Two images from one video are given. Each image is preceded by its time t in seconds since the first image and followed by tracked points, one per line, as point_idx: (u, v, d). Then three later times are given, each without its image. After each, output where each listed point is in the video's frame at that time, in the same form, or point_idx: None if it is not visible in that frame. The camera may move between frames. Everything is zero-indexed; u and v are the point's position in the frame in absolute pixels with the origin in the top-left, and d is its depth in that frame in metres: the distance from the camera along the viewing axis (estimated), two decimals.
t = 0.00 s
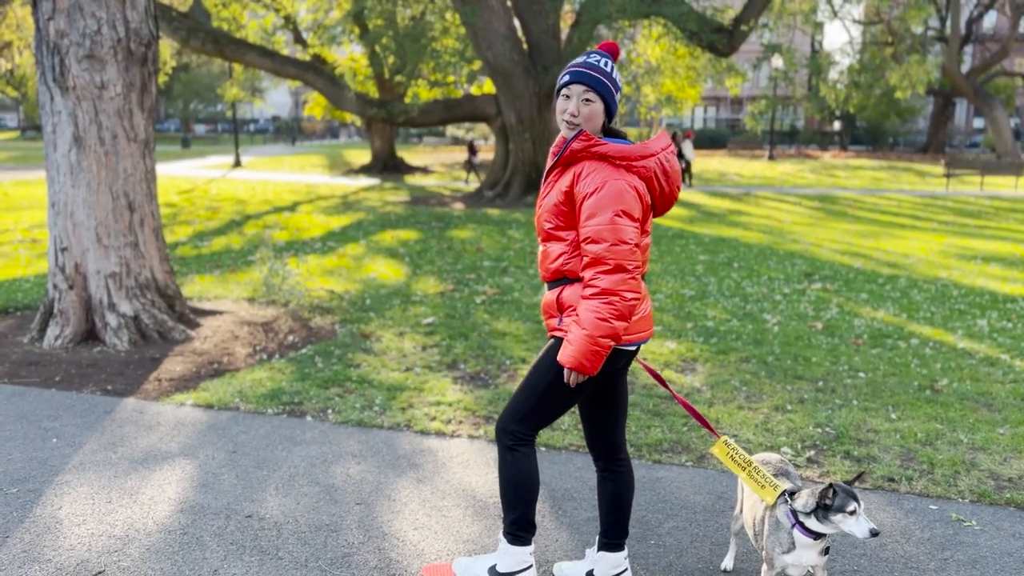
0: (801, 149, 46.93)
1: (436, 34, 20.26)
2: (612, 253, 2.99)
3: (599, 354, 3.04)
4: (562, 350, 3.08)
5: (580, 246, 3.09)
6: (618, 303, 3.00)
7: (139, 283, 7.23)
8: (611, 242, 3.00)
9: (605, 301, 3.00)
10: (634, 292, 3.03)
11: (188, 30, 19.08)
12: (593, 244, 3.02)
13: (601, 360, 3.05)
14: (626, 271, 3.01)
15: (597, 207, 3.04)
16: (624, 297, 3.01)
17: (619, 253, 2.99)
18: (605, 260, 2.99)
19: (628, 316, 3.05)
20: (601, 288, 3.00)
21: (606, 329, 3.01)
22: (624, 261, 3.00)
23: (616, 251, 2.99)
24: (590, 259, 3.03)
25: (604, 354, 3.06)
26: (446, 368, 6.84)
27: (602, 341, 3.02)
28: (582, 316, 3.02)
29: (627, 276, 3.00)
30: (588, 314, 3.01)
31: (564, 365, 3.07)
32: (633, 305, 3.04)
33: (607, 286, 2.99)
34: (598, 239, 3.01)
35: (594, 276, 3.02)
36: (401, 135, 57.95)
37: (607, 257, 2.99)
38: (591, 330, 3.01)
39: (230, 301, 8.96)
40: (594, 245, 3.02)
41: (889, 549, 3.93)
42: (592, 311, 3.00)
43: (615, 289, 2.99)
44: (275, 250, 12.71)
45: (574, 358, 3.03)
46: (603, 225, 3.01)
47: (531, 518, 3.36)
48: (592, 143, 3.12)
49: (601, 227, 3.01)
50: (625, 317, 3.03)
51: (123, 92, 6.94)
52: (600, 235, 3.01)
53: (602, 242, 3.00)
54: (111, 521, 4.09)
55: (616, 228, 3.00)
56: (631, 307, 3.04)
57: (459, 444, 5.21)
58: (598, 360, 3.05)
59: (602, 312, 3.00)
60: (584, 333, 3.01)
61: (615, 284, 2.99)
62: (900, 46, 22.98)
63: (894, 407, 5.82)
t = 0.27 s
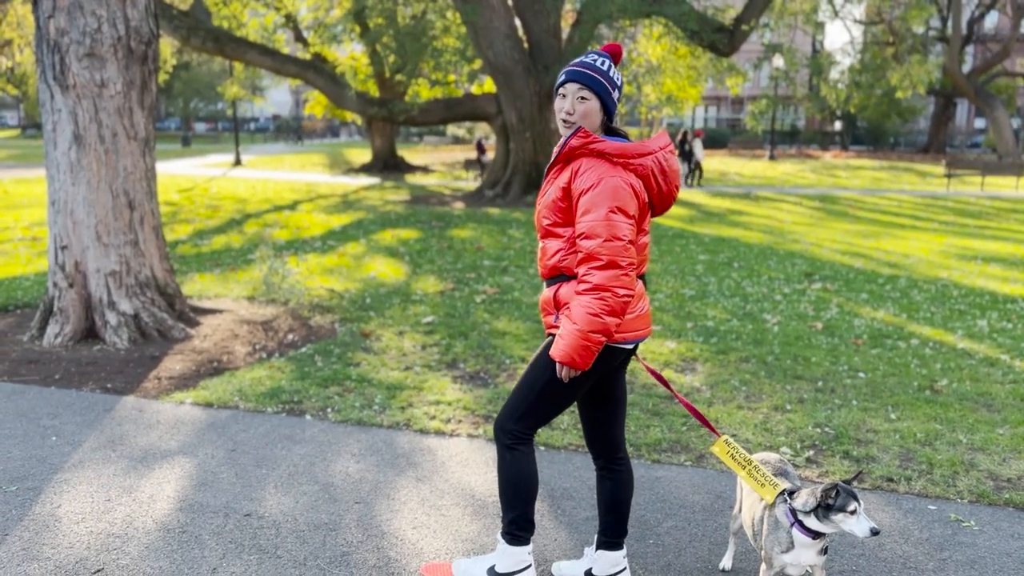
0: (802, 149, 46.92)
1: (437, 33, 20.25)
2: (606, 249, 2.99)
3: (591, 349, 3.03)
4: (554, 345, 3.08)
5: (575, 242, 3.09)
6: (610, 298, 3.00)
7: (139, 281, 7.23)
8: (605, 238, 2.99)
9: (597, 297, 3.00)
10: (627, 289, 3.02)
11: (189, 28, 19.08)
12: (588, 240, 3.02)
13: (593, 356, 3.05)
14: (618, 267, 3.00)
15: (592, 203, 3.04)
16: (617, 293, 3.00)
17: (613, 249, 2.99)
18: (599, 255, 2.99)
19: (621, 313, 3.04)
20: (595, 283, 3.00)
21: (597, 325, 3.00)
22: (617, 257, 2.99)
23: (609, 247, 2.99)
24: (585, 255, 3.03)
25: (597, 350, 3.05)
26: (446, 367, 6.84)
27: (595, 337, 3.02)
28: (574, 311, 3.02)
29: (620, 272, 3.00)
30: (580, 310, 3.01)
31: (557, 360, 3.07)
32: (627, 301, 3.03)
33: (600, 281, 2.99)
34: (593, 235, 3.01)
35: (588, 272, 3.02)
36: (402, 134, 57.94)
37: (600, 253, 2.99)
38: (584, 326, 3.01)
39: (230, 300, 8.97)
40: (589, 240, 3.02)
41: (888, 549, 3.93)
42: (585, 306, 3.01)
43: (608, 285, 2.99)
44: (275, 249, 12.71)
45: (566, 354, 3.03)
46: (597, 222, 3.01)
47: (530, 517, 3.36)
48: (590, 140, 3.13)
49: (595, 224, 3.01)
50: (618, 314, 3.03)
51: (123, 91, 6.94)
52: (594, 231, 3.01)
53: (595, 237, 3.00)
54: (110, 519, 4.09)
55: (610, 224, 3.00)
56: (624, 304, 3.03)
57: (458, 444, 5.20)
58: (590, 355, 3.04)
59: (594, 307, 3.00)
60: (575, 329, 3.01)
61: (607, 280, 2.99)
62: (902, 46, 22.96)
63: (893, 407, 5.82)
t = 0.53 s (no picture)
0: (805, 149, 46.87)
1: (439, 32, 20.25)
2: (590, 242, 3.00)
3: (579, 344, 3.03)
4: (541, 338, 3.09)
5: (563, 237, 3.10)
6: (594, 290, 3.01)
7: (142, 279, 7.24)
8: (590, 231, 3.00)
9: (581, 289, 3.01)
10: (611, 281, 3.02)
11: (191, 27, 19.08)
12: (573, 234, 3.04)
13: (581, 349, 3.04)
14: (602, 259, 3.00)
15: (576, 197, 3.05)
16: (600, 285, 3.01)
17: (597, 242, 3.00)
18: (584, 248, 3.01)
19: (606, 305, 3.04)
20: (579, 276, 3.02)
21: (582, 317, 3.00)
22: (600, 249, 3.00)
23: (592, 239, 3.00)
24: (570, 248, 3.04)
25: (584, 343, 3.04)
26: (448, 366, 6.84)
27: (582, 330, 3.02)
28: (558, 304, 3.03)
29: (604, 264, 3.00)
30: (565, 302, 3.02)
31: (546, 355, 3.08)
32: (611, 293, 3.03)
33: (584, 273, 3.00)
34: (577, 228, 3.02)
35: (573, 265, 3.03)
36: (404, 134, 57.91)
37: (584, 245, 3.00)
38: (569, 319, 3.01)
39: (232, 298, 8.98)
40: (573, 232, 3.03)
41: (889, 548, 3.93)
42: (568, 297, 3.02)
43: (591, 278, 3.00)
44: (277, 248, 12.72)
45: (552, 346, 3.03)
46: (581, 215, 3.02)
47: (532, 515, 3.36)
48: (576, 135, 3.14)
49: (580, 217, 3.02)
50: (603, 306, 3.03)
51: (126, 89, 6.95)
52: (578, 223, 3.02)
53: (580, 230, 3.01)
54: (112, 516, 4.10)
55: (594, 217, 3.01)
56: (609, 295, 3.03)
57: (459, 442, 5.20)
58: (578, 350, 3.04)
59: (577, 299, 3.01)
60: (560, 321, 3.01)
61: (591, 271, 3.00)
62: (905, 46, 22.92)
63: (895, 407, 5.81)
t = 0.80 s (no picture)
0: (811, 148, 46.75)
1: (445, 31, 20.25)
2: (559, 233, 3.01)
3: (523, 326, 3.01)
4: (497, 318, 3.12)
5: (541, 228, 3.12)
6: (551, 278, 3.00)
7: (147, 277, 7.25)
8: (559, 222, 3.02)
9: (538, 274, 3.01)
10: (573, 273, 3.00)
11: (197, 26, 19.10)
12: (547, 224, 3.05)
13: (529, 332, 3.02)
14: (569, 250, 3.01)
15: (556, 190, 3.07)
16: (559, 274, 3.00)
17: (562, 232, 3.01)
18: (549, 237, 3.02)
19: (563, 296, 3.03)
20: (540, 263, 3.02)
21: (532, 300, 3.00)
22: (569, 241, 3.00)
23: (564, 230, 3.01)
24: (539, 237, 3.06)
25: (532, 328, 3.02)
26: (453, 365, 6.84)
27: (530, 314, 3.00)
28: (513, 284, 3.04)
29: (570, 255, 3.00)
30: (518, 284, 3.03)
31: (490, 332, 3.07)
32: (570, 285, 3.02)
33: (551, 263, 3.00)
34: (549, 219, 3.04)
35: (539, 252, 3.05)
36: (409, 133, 57.96)
37: (555, 235, 3.02)
38: (519, 299, 3.00)
39: (237, 297, 8.99)
40: (548, 223, 3.05)
41: (896, 548, 3.92)
42: (524, 279, 3.02)
43: (552, 266, 3.00)
44: (283, 246, 12.74)
45: (496, 323, 3.00)
46: (557, 207, 3.04)
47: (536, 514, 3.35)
48: (565, 131, 3.16)
49: (555, 209, 3.04)
50: (558, 296, 3.02)
51: (132, 87, 6.96)
52: (554, 215, 3.04)
53: (554, 220, 3.03)
54: (117, 514, 4.11)
55: (569, 210, 3.02)
56: (571, 287, 3.02)
57: (464, 441, 5.20)
58: (522, 334, 3.02)
59: (532, 283, 3.00)
60: (509, 301, 3.01)
61: (557, 260, 3.00)
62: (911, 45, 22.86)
63: (901, 407, 5.79)
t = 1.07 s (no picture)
0: (821, 148, 46.56)
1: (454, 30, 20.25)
2: (546, 238, 3.02)
3: (507, 331, 3.04)
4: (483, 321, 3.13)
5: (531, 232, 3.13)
6: (536, 284, 3.01)
7: (158, 276, 7.28)
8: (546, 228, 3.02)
9: (523, 279, 3.02)
10: (558, 278, 3.01)
11: (208, 26, 19.15)
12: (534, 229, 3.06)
13: (514, 337, 3.05)
14: (555, 255, 3.01)
15: (542, 196, 3.07)
16: (544, 280, 3.01)
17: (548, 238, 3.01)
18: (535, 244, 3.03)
19: (550, 302, 3.04)
20: (527, 267, 3.03)
21: (517, 306, 3.02)
22: (556, 246, 3.01)
23: (550, 235, 3.01)
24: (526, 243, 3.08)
25: (516, 334, 3.05)
26: (462, 364, 6.85)
27: (514, 319, 3.03)
28: (500, 289, 3.06)
29: (557, 260, 3.00)
30: (505, 289, 3.05)
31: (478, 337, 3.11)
32: (555, 291, 3.02)
33: (538, 268, 3.01)
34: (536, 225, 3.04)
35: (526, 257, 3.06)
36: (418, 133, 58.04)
37: (541, 240, 3.03)
38: (505, 305, 3.03)
39: (247, 295, 9.02)
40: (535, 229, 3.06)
41: (906, 549, 3.90)
42: (510, 285, 3.04)
43: (539, 271, 3.01)
44: (293, 245, 12.77)
45: (483, 330, 3.05)
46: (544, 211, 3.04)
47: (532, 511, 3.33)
48: (549, 135, 3.14)
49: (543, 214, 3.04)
50: (544, 301, 3.03)
51: (143, 87, 6.99)
52: (541, 221, 3.05)
53: (541, 226, 3.04)
54: (128, 511, 4.13)
55: (555, 214, 3.03)
56: (557, 292, 3.03)
57: (473, 440, 5.20)
58: (509, 338, 3.06)
59: (518, 288, 3.02)
60: (495, 307, 3.05)
61: (544, 266, 3.01)
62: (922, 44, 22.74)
63: (912, 408, 5.76)
